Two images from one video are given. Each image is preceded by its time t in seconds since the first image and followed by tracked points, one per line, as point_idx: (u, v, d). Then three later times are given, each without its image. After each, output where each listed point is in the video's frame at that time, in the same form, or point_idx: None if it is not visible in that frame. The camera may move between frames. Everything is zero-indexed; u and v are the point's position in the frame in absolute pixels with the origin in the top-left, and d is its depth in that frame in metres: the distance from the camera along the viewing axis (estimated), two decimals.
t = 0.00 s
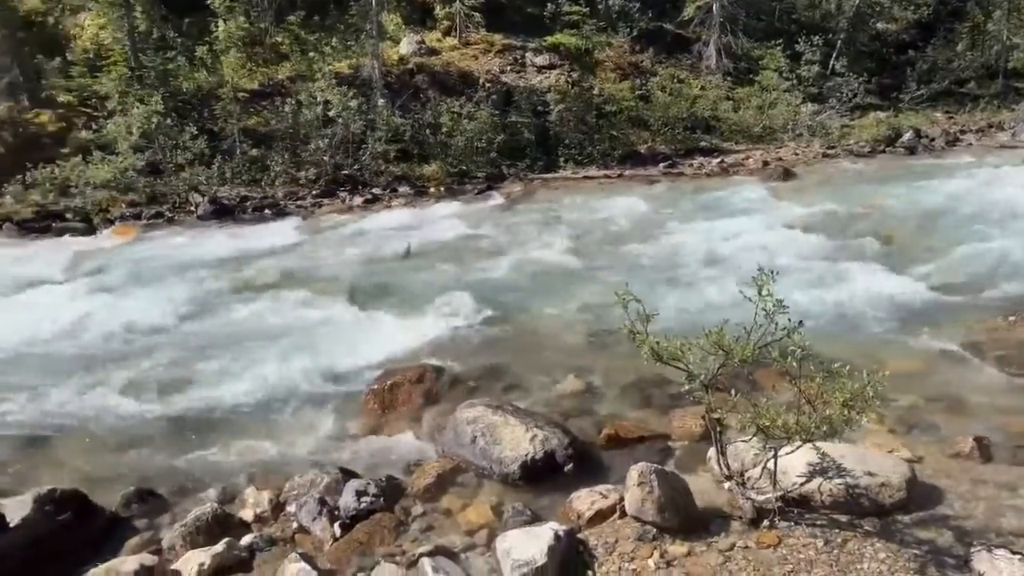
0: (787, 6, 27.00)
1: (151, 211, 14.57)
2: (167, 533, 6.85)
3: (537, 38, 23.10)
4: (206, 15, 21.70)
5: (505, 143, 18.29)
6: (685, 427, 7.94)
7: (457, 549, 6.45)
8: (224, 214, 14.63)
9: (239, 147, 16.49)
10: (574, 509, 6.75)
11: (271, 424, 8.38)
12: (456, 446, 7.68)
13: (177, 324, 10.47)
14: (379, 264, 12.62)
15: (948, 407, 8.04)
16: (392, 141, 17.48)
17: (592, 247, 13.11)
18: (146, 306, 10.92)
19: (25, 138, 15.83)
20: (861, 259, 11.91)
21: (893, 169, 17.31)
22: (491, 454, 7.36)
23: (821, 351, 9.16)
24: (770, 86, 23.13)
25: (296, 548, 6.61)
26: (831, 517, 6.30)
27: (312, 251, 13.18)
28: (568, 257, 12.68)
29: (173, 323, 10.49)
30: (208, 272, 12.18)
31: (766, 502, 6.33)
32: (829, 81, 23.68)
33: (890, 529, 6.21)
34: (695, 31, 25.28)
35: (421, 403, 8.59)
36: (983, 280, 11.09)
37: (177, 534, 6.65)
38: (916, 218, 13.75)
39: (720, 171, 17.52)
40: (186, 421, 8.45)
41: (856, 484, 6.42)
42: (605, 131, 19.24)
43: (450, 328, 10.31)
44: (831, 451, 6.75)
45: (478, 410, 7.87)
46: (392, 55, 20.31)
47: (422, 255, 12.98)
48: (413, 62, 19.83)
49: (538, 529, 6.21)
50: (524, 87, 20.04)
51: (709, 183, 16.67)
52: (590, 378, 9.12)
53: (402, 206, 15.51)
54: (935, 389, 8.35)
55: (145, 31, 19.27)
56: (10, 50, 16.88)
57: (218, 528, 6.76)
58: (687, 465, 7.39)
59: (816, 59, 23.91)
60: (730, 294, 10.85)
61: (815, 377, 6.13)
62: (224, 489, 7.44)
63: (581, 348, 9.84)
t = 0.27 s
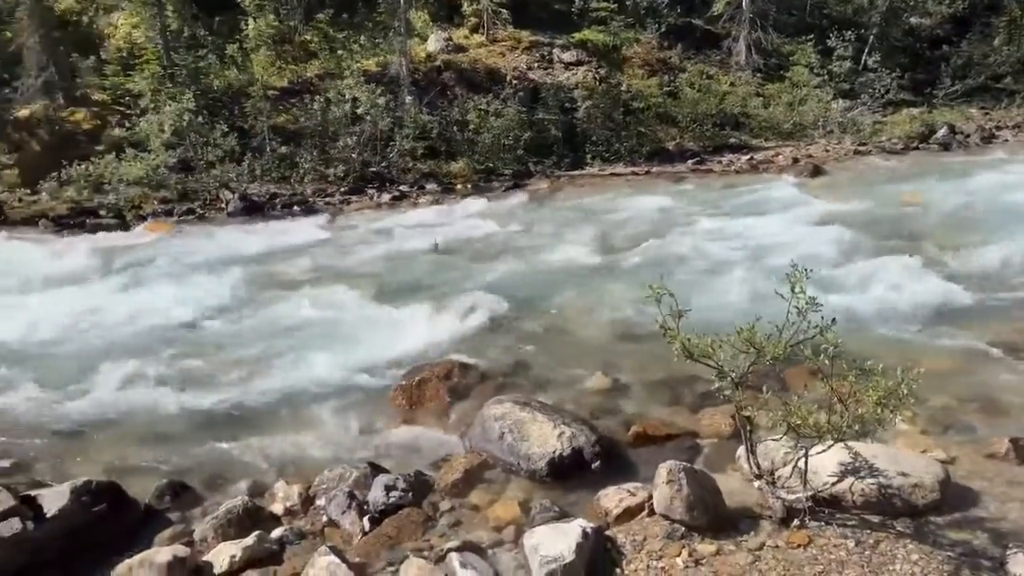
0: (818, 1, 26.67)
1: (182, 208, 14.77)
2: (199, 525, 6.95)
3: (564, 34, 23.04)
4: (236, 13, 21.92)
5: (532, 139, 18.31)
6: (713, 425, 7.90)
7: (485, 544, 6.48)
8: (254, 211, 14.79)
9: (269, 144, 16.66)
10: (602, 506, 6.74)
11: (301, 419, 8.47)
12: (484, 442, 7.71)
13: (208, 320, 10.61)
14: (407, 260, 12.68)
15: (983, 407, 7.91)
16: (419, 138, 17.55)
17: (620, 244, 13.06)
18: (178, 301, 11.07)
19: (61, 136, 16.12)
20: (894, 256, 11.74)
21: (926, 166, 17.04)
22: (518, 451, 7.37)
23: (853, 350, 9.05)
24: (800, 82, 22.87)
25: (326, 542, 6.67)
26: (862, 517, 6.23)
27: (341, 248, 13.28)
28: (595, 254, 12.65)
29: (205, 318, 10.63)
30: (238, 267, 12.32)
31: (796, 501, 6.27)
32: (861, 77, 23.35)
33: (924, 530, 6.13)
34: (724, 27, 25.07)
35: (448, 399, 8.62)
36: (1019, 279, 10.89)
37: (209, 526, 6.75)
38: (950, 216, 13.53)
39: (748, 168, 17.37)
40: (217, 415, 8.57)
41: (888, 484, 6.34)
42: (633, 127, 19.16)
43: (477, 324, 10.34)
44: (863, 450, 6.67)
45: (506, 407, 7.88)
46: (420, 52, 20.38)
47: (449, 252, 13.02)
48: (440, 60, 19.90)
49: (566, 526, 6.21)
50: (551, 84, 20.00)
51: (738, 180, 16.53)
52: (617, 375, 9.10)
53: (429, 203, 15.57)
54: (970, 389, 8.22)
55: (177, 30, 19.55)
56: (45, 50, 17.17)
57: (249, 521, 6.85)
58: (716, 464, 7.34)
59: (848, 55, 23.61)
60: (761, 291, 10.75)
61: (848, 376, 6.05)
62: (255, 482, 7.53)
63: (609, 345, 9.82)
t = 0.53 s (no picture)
0: None
1: (211, 206, 14.95)
2: (229, 519, 7.04)
3: (591, 31, 22.97)
4: (265, 13, 22.11)
5: (558, 137, 18.29)
6: (741, 424, 7.85)
7: (512, 541, 6.49)
8: (282, 208, 14.93)
9: (296, 142, 16.80)
10: (629, 504, 6.72)
11: (329, 414, 8.54)
12: (510, 439, 7.72)
13: (236, 316, 10.72)
14: (433, 258, 12.72)
15: (1018, 409, 7.78)
16: (445, 136, 17.59)
17: (646, 242, 12.99)
18: (208, 298, 11.21)
19: (93, 135, 16.42)
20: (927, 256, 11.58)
21: (959, 163, 16.78)
22: (545, 448, 7.37)
23: (886, 350, 8.93)
24: (830, 78, 22.62)
25: (354, 537, 6.72)
26: (893, 518, 6.15)
27: (368, 245, 13.35)
28: (622, 252, 12.61)
29: (234, 315, 10.75)
30: (266, 264, 12.44)
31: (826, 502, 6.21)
32: (892, 73, 23.04)
33: (957, 533, 6.03)
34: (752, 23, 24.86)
35: (474, 396, 8.64)
36: None
37: (238, 520, 6.84)
38: (985, 214, 13.31)
39: (776, 165, 17.22)
40: (246, 410, 8.66)
41: (920, 485, 6.25)
42: (659, 125, 19.08)
43: (502, 322, 10.36)
44: (894, 451, 6.58)
45: (533, 404, 7.89)
46: (446, 50, 20.43)
47: (475, 250, 13.05)
48: (467, 58, 19.94)
49: (593, 523, 6.21)
50: (577, 81, 19.96)
51: (766, 178, 16.39)
52: (644, 373, 9.07)
53: (455, 201, 15.61)
54: (1005, 391, 8.09)
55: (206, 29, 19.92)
56: (78, 49, 17.25)
57: (278, 515, 6.92)
58: (744, 463, 7.29)
59: (879, 51, 23.30)
60: (790, 290, 10.65)
61: (879, 376, 5.97)
62: (284, 477, 7.61)
63: (635, 343, 9.78)
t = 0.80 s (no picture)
0: None
1: (238, 204, 15.09)
2: (256, 514, 7.09)
3: (615, 29, 22.88)
4: (290, 12, 22.26)
5: (582, 136, 18.26)
6: (768, 424, 7.78)
7: (538, 539, 6.49)
8: (307, 207, 15.04)
9: (321, 141, 16.91)
10: (655, 503, 6.69)
11: (355, 410, 8.60)
12: (535, 437, 7.72)
13: (262, 313, 10.81)
14: (457, 256, 12.74)
15: None
16: (469, 135, 17.60)
17: (671, 241, 12.92)
18: (235, 295, 11.31)
19: (122, 134, 16.66)
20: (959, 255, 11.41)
21: (990, 161, 16.52)
22: (570, 447, 7.36)
23: (919, 350, 8.81)
24: (857, 75, 22.38)
25: (380, 533, 6.74)
26: (924, 521, 6.07)
27: (392, 243, 13.41)
28: (646, 251, 12.55)
29: (260, 312, 10.85)
30: (292, 262, 12.53)
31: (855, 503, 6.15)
32: (921, 70, 22.74)
33: (990, 536, 5.94)
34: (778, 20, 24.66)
35: (499, 395, 8.65)
36: None
37: (266, 516, 6.89)
38: (1017, 213, 13.09)
39: (803, 163, 17.06)
40: (273, 406, 8.74)
41: (952, 487, 6.16)
42: (684, 123, 18.99)
43: (527, 320, 10.36)
44: (925, 453, 6.50)
45: (558, 403, 7.88)
46: (470, 49, 20.46)
47: (499, 248, 13.06)
48: (491, 57, 19.97)
49: (619, 523, 6.19)
50: (601, 80, 19.90)
51: (792, 176, 16.24)
52: (670, 373, 9.02)
53: (478, 199, 15.63)
54: None
55: (233, 29, 20.17)
56: (108, 49, 17.45)
57: (305, 511, 6.97)
58: (771, 464, 7.24)
59: (908, 47, 23.03)
60: (819, 290, 10.53)
61: (911, 376, 5.90)
62: (310, 473, 7.66)
63: (661, 342, 9.74)
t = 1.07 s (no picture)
0: None
1: (263, 204, 15.23)
2: (282, 511, 7.14)
3: (638, 28, 22.80)
4: (314, 13, 22.40)
5: (604, 135, 18.23)
6: (795, 426, 7.72)
7: (563, 539, 6.48)
8: (331, 207, 15.15)
9: (345, 141, 17.01)
10: (681, 504, 6.66)
11: (380, 408, 8.65)
12: (560, 437, 7.72)
13: (288, 312, 10.90)
14: (481, 256, 12.76)
15: None
16: (492, 135, 17.62)
17: (696, 241, 12.85)
18: (261, 294, 11.41)
19: (150, 135, 16.89)
20: (990, 256, 11.24)
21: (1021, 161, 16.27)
22: (595, 447, 7.35)
23: (950, 353, 8.69)
24: (884, 74, 22.14)
25: (405, 532, 6.77)
26: (955, 524, 5.99)
27: (416, 243, 13.45)
28: (670, 251, 12.50)
29: (285, 311, 10.93)
30: (317, 261, 12.61)
31: (884, 506, 6.08)
32: (950, 68, 22.45)
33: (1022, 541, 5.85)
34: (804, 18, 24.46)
35: (523, 394, 8.65)
36: None
37: (292, 513, 6.94)
38: None
39: (828, 163, 16.90)
40: (299, 404, 8.81)
41: (984, 491, 6.06)
42: (707, 122, 18.89)
43: (550, 319, 10.36)
44: (956, 456, 6.41)
45: (582, 403, 7.87)
46: (493, 49, 20.48)
47: (523, 248, 13.06)
48: (514, 56, 19.98)
49: (644, 524, 6.17)
50: (624, 79, 19.83)
51: (818, 175, 16.09)
52: (694, 373, 8.98)
53: (501, 199, 15.64)
54: None
55: (258, 31, 20.38)
56: (136, 50, 17.71)
57: (330, 509, 7.01)
58: (798, 466, 7.18)
59: (936, 45, 22.74)
60: (846, 290, 10.43)
61: (942, 378, 5.83)
62: (335, 471, 7.70)
63: (685, 343, 9.70)
